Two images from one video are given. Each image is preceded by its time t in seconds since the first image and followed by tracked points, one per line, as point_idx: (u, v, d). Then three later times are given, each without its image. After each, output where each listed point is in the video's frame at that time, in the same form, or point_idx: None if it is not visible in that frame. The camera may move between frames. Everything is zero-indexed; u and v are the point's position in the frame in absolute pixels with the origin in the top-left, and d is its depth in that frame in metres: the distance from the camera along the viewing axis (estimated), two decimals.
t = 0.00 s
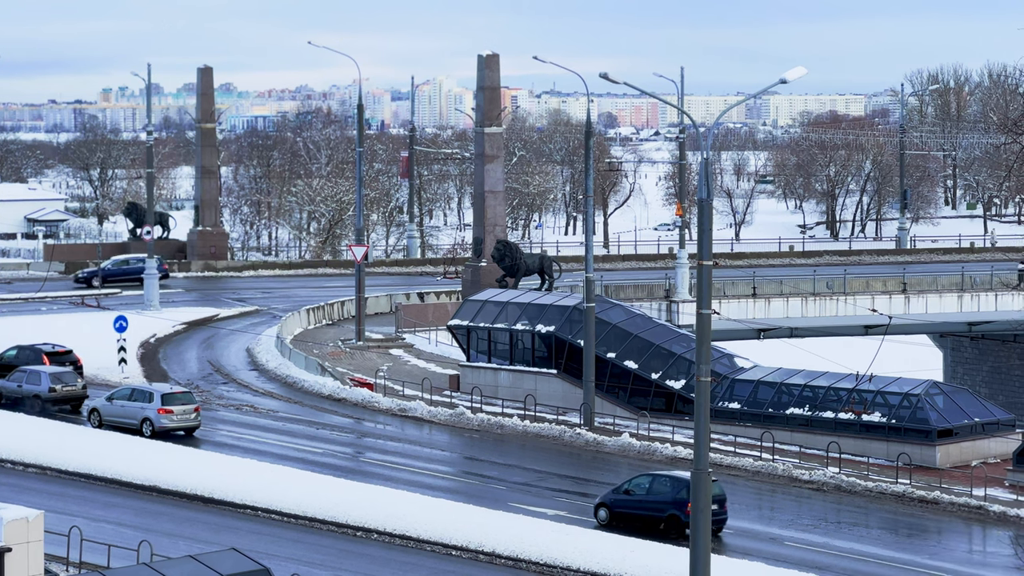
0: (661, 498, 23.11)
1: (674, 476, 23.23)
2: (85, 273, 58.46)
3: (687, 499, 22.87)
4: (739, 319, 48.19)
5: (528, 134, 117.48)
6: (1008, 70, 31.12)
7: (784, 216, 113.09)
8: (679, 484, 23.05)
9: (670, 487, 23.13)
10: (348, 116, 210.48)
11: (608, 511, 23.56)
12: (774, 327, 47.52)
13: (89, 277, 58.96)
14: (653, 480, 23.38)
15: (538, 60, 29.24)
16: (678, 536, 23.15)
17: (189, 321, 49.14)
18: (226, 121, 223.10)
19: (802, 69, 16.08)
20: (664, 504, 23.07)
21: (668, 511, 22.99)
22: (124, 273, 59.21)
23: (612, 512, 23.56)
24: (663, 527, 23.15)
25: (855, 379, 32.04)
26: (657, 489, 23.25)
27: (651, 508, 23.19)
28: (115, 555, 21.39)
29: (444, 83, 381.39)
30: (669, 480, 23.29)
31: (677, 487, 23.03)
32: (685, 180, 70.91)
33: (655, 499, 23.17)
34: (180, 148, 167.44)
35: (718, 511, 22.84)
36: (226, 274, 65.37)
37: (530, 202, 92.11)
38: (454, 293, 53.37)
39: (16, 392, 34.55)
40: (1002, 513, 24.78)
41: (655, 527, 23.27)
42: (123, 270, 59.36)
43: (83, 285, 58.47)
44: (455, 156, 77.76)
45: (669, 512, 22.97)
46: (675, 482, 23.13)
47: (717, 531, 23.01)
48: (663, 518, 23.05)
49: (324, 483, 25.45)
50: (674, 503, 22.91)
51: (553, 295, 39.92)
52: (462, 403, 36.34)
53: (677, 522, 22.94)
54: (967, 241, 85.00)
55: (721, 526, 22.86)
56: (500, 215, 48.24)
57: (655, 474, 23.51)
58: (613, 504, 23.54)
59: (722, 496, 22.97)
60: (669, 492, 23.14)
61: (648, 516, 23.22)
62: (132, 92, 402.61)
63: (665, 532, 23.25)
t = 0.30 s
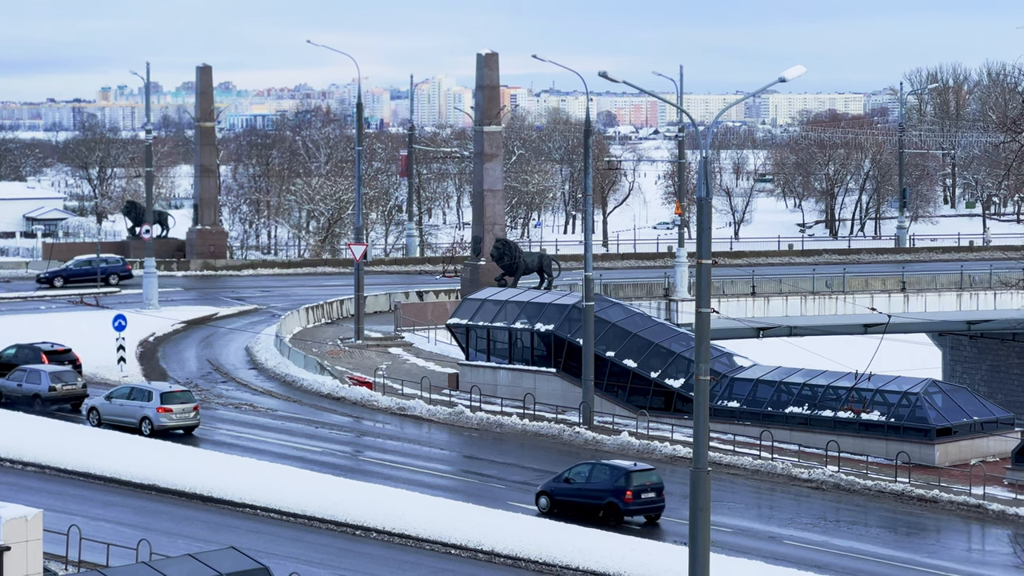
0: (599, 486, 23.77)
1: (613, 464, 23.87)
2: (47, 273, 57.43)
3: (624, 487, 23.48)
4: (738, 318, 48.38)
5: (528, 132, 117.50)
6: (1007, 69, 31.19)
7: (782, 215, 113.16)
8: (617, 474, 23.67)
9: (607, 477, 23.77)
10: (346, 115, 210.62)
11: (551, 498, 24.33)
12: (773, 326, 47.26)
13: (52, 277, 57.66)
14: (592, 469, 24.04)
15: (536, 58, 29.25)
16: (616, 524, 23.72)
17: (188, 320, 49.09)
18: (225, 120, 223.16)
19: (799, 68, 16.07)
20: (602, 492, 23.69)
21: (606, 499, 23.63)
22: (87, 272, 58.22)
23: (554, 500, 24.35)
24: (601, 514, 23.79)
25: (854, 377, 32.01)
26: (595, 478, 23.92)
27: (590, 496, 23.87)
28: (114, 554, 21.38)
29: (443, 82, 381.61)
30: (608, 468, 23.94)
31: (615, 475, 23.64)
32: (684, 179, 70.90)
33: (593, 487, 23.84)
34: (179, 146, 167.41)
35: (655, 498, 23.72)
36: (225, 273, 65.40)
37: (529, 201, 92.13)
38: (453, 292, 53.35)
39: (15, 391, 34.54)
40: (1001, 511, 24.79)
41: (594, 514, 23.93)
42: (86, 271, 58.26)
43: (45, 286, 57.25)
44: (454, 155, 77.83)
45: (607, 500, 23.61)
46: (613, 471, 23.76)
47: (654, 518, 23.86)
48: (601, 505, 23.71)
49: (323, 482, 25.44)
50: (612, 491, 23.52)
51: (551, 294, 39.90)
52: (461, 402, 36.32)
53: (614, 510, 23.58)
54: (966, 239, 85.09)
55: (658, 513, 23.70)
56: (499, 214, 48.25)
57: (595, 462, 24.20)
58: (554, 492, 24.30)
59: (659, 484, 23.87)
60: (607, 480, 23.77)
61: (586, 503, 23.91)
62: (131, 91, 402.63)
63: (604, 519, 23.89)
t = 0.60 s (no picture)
0: (547, 475, 24.56)
1: (560, 454, 24.65)
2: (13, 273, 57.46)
3: (571, 476, 24.25)
4: (739, 316, 48.42)
5: (528, 131, 117.45)
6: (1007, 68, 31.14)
7: (782, 214, 113.16)
8: (565, 464, 24.43)
9: (555, 466, 24.54)
10: (347, 113, 210.70)
11: (499, 488, 25.06)
12: (773, 323, 47.54)
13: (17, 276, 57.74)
14: (541, 459, 24.81)
15: (536, 57, 29.22)
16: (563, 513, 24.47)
17: (187, 318, 49.08)
18: (225, 119, 223.03)
19: (800, 67, 16.06)
20: (550, 482, 24.48)
21: (554, 488, 24.42)
22: (55, 272, 58.16)
23: (502, 489, 25.07)
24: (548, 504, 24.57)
25: (853, 376, 32.04)
26: (544, 467, 24.68)
27: (538, 485, 24.64)
28: (113, 552, 21.37)
29: (442, 81, 381.76)
30: (556, 458, 24.71)
31: (562, 465, 24.41)
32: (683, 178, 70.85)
33: (541, 477, 24.62)
34: (179, 144, 167.34)
35: (602, 488, 24.49)
36: (225, 271, 65.41)
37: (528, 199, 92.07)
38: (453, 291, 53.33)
39: (16, 389, 34.53)
40: (1001, 510, 24.78)
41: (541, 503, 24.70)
42: (53, 270, 58.11)
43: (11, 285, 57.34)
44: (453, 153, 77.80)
45: (555, 489, 24.40)
46: (561, 461, 24.52)
47: (600, 507, 24.63)
48: (549, 494, 24.48)
49: (322, 481, 25.43)
50: (560, 480, 24.31)
51: (552, 293, 39.87)
52: (461, 401, 36.32)
53: (561, 499, 24.37)
54: (965, 238, 85.09)
55: (604, 502, 24.47)
56: (499, 213, 48.24)
57: (543, 453, 24.98)
58: (503, 481, 25.04)
59: (606, 474, 24.64)
60: (555, 470, 24.55)
61: (534, 492, 24.68)
62: (131, 89, 402.60)
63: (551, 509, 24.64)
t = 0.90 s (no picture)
0: (503, 466, 25.24)
1: (515, 446, 25.32)
2: None
3: (526, 467, 24.91)
4: (738, 315, 48.38)
5: (528, 130, 117.42)
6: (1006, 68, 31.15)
7: (783, 213, 113.17)
8: (520, 455, 25.08)
9: (510, 458, 25.21)
10: (347, 113, 210.57)
11: (455, 479, 25.71)
12: (773, 323, 47.13)
13: None
14: (496, 451, 25.47)
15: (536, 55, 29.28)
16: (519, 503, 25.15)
17: (188, 317, 49.09)
18: (225, 119, 223.06)
19: (799, 65, 16.08)
20: (506, 473, 25.15)
21: (509, 479, 25.10)
22: (25, 272, 57.92)
23: (459, 480, 25.71)
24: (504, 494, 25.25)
25: (854, 375, 32.03)
26: (499, 458, 25.37)
27: (494, 476, 25.31)
28: (113, 551, 21.39)
29: (441, 80, 381.96)
30: (511, 450, 25.38)
31: (518, 456, 25.08)
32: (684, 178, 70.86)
33: (497, 468, 25.29)
34: (180, 143, 167.27)
35: (556, 478, 25.16)
36: (225, 270, 65.47)
37: (528, 199, 92.10)
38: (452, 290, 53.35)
39: (17, 389, 34.52)
40: (1001, 509, 24.78)
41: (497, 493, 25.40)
42: (24, 270, 57.90)
43: None
44: (453, 152, 77.82)
45: (510, 479, 25.09)
46: (516, 453, 25.19)
47: (555, 497, 25.31)
48: (504, 485, 25.17)
49: (321, 479, 25.44)
50: (515, 471, 24.97)
51: (552, 291, 39.86)
52: (461, 400, 36.33)
53: (517, 489, 25.04)
54: (966, 237, 85.07)
55: (559, 491, 25.14)
56: (499, 212, 48.23)
57: (498, 444, 25.64)
58: (459, 472, 25.70)
59: (560, 464, 25.31)
60: (510, 461, 25.22)
61: (490, 483, 25.36)
62: (131, 88, 402.79)
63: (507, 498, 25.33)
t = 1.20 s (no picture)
0: (466, 458, 25.76)
1: (478, 438, 25.84)
2: None
3: (488, 460, 25.44)
4: (738, 314, 48.36)
5: (529, 130, 117.48)
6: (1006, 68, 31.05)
7: (783, 212, 113.22)
8: (482, 447, 25.61)
9: (472, 450, 25.74)
10: (348, 112, 210.83)
11: (419, 471, 26.25)
12: (773, 322, 47.12)
13: None
14: (458, 443, 26.00)
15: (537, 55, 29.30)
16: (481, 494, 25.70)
17: (188, 316, 49.12)
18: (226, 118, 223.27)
19: (800, 65, 16.09)
20: (469, 465, 25.66)
21: (472, 471, 25.62)
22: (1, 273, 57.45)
23: (423, 472, 26.26)
24: (466, 485, 25.79)
25: (854, 375, 32.04)
26: (462, 451, 25.89)
27: (457, 468, 25.83)
28: (114, 550, 21.40)
29: (441, 79, 382.14)
30: (474, 442, 25.90)
31: (480, 449, 25.60)
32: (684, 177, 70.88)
33: (460, 460, 25.82)
34: (181, 143, 167.40)
35: (517, 471, 25.70)
36: (225, 269, 65.55)
37: (529, 198, 92.14)
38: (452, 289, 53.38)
39: (18, 387, 34.55)
40: (1001, 509, 24.79)
41: (459, 485, 25.90)
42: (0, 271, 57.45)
43: None
44: (453, 152, 77.80)
45: (472, 471, 25.60)
46: (478, 445, 25.72)
47: (517, 489, 25.84)
48: (467, 477, 25.69)
49: (321, 478, 25.46)
50: (477, 463, 25.49)
51: (552, 290, 39.84)
52: (461, 399, 36.35)
53: (478, 481, 25.56)
54: (966, 237, 85.05)
55: (521, 483, 25.68)
56: (500, 211, 48.23)
57: (462, 436, 26.17)
58: (423, 464, 26.24)
59: (522, 457, 25.85)
60: (473, 453, 25.73)
61: (452, 475, 25.89)
62: (131, 87, 403.02)
63: (469, 490, 25.86)
